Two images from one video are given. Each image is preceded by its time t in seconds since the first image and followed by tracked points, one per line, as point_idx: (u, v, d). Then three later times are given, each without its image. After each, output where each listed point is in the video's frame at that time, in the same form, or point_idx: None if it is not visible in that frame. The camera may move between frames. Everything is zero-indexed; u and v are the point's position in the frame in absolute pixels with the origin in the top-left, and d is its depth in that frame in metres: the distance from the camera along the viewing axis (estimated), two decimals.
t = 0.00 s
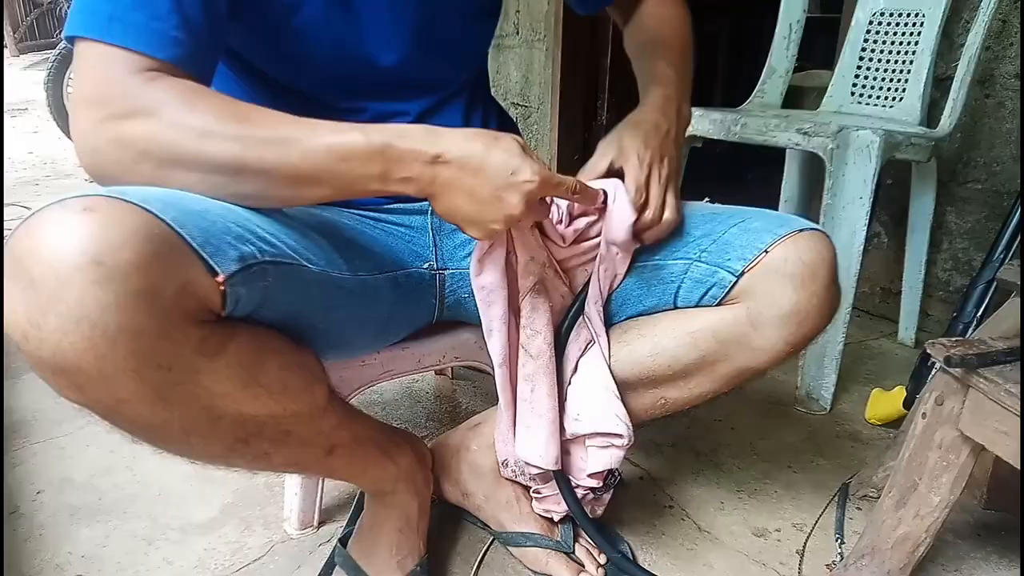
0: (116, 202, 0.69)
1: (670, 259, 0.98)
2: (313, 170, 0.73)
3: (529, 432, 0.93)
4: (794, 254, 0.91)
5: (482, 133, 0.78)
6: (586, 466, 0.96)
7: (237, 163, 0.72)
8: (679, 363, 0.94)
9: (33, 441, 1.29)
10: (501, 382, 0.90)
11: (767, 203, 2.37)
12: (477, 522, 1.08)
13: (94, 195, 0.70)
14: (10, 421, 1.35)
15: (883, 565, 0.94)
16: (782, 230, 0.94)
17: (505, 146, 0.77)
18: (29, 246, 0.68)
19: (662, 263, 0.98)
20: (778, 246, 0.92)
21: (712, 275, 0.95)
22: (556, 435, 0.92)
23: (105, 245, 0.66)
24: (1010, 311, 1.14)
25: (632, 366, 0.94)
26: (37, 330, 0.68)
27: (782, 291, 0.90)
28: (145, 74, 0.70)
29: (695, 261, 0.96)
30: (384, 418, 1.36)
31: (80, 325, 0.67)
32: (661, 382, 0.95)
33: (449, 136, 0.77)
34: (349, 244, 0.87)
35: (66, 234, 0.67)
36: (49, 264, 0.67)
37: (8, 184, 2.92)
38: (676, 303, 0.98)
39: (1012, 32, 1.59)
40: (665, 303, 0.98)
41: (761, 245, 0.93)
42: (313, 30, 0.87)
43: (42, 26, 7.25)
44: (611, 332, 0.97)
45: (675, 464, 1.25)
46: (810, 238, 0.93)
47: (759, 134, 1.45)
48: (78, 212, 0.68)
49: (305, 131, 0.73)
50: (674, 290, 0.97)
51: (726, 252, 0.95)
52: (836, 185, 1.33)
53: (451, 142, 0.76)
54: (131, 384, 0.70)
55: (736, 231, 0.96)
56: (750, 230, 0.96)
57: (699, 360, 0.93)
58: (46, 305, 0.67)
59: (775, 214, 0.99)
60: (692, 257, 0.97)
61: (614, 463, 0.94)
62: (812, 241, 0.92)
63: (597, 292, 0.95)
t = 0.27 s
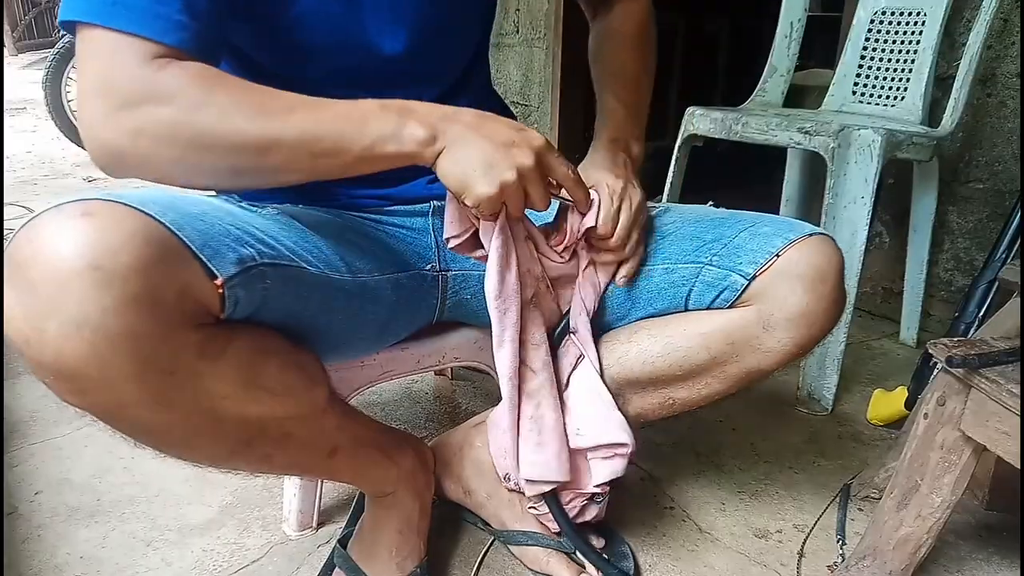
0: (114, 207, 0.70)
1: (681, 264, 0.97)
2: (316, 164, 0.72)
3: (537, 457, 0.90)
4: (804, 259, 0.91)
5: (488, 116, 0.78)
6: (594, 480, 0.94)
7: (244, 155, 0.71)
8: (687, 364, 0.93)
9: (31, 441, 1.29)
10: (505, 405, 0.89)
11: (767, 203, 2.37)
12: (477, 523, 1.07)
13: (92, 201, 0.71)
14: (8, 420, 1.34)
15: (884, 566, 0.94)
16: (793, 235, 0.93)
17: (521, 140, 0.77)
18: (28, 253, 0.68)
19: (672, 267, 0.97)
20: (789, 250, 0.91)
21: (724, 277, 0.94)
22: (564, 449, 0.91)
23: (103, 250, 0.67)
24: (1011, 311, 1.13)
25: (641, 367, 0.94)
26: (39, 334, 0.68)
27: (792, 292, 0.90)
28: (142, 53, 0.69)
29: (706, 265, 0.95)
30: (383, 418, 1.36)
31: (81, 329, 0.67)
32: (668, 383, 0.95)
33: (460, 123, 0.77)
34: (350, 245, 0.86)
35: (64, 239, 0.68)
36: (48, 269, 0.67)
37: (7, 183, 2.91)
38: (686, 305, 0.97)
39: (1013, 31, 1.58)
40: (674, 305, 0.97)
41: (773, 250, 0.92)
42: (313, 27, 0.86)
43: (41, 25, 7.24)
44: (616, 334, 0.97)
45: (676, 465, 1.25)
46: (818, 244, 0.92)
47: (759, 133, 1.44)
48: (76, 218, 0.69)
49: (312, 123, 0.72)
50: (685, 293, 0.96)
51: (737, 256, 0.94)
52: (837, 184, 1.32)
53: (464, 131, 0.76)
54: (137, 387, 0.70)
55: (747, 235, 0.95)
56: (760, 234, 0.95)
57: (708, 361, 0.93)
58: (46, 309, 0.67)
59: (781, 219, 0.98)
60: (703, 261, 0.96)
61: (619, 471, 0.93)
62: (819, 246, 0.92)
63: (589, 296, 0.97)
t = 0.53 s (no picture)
0: (127, 209, 0.70)
1: (686, 267, 0.96)
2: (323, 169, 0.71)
3: (558, 444, 0.89)
4: (809, 262, 0.91)
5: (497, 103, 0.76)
6: (616, 453, 0.93)
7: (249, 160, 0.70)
8: (690, 365, 0.94)
9: (31, 441, 1.29)
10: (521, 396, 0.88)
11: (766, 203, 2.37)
12: (477, 523, 1.07)
13: (102, 202, 0.71)
14: (8, 420, 1.34)
15: (884, 565, 0.94)
16: (797, 239, 0.93)
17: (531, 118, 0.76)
18: (38, 254, 0.68)
19: (675, 270, 0.97)
20: (793, 255, 0.91)
21: (728, 281, 0.94)
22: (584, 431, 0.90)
23: (115, 251, 0.67)
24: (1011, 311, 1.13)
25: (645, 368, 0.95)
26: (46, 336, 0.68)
27: (795, 297, 0.90)
28: (147, 47, 0.67)
29: (710, 268, 0.95)
30: (383, 418, 1.36)
31: (91, 331, 0.67)
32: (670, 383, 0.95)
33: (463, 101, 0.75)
34: (355, 246, 0.87)
35: (75, 240, 0.68)
36: (58, 271, 0.67)
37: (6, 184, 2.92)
38: (690, 308, 0.97)
39: (1013, 31, 1.58)
40: (678, 307, 0.97)
41: (777, 254, 0.92)
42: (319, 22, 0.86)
43: (41, 25, 7.24)
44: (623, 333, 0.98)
45: (676, 465, 1.25)
46: (823, 248, 0.92)
47: (759, 133, 1.44)
48: (88, 218, 0.69)
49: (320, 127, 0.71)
50: (688, 296, 0.96)
51: (742, 259, 0.94)
52: (837, 184, 1.32)
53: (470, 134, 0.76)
54: (147, 390, 0.70)
55: (751, 239, 0.95)
56: (764, 237, 0.95)
57: (711, 363, 0.94)
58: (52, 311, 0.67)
59: (785, 222, 0.98)
60: (707, 264, 0.95)
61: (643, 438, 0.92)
62: (823, 250, 0.92)
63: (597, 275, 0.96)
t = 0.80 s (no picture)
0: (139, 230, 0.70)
1: (679, 264, 0.97)
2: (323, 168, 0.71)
3: (511, 447, 0.91)
4: (805, 261, 0.91)
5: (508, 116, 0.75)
6: (574, 468, 0.94)
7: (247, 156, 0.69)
8: (685, 364, 0.93)
9: (31, 441, 1.29)
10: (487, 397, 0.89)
11: (766, 203, 2.37)
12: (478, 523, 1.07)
13: (113, 223, 0.71)
14: (8, 420, 1.34)
15: (884, 566, 0.94)
16: (792, 238, 0.93)
17: (541, 160, 0.75)
18: (51, 278, 0.68)
19: (670, 267, 0.97)
20: (788, 253, 0.91)
21: (722, 278, 0.94)
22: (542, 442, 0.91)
23: (128, 276, 0.67)
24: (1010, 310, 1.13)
25: (640, 366, 0.94)
26: (59, 359, 0.68)
27: (791, 296, 0.89)
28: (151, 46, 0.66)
29: (705, 265, 0.95)
30: (383, 418, 1.36)
31: (106, 355, 0.67)
32: (665, 383, 0.95)
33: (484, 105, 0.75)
34: (361, 253, 0.86)
35: (88, 264, 0.67)
36: (71, 293, 0.67)
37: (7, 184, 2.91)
38: (683, 305, 0.97)
39: (1013, 31, 1.58)
40: (672, 304, 0.97)
41: (772, 252, 0.92)
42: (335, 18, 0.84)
43: (41, 25, 7.24)
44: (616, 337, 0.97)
45: (676, 465, 1.25)
46: (820, 248, 0.92)
47: (759, 133, 1.44)
48: (99, 243, 0.69)
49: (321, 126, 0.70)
50: (682, 294, 0.96)
51: (736, 257, 0.94)
52: (837, 184, 1.32)
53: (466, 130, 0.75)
54: (158, 410, 0.70)
55: (745, 237, 0.95)
56: (759, 236, 0.95)
57: (706, 363, 0.92)
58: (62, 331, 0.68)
59: (781, 221, 0.98)
60: (701, 261, 0.95)
61: (604, 455, 0.93)
62: (818, 249, 0.92)
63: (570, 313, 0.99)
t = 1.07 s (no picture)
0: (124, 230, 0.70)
1: (687, 266, 0.97)
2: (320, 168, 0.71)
3: (519, 448, 0.92)
4: (811, 263, 0.91)
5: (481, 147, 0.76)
6: (576, 476, 0.94)
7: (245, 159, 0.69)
8: (688, 365, 0.92)
9: (31, 441, 1.29)
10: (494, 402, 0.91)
11: (766, 203, 2.37)
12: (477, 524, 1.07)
13: (101, 225, 0.70)
14: (8, 420, 1.34)
15: (884, 565, 0.94)
16: (798, 240, 0.94)
17: (517, 178, 0.74)
18: (42, 280, 0.68)
19: (676, 270, 0.97)
20: (794, 256, 0.92)
21: (728, 281, 0.94)
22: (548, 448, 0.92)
23: (117, 279, 0.67)
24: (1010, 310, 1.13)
25: (644, 367, 0.93)
26: (51, 360, 0.68)
27: (793, 298, 0.89)
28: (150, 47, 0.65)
29: (712, 268, 0.95)
30: (383, 418, 1.36)
31: (96, 357, 0.67)
32: (665, 386, 0.94)
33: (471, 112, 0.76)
34: (351, 255, 0.86)
35: (79, 265, 0.67)
36: (60, 297, 0.67)
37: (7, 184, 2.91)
38: (689, 309, 0.96)
39: (1013, 31, 1.59)
40: (678, 307, 0.97)
41: (778, 255, 0.93)
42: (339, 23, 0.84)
43: (41, 25, 7.24)
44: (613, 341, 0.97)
45: (676, 465, 1.25)
46: (826, 251, 0.93)
47: (759, 133, 1.44)
48: (89, 244, 0.69)
49: (321, 130, 0.70)
50: (688, 297, 0.96)
51: (743, 260, 0.94)
52: (837, 183, 1.32)
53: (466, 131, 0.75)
54: (150, 413, 0.71)
55: (752, 240, 0.96)
56: (765, 239, 0.96)
57: (709, 363, 0.92)
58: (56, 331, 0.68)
59: (787, 224, 0.99)
60: (709, 265, 0.96)
61: (605, 466, 0.92)
62: (824, 250, 0.93)
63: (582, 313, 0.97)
